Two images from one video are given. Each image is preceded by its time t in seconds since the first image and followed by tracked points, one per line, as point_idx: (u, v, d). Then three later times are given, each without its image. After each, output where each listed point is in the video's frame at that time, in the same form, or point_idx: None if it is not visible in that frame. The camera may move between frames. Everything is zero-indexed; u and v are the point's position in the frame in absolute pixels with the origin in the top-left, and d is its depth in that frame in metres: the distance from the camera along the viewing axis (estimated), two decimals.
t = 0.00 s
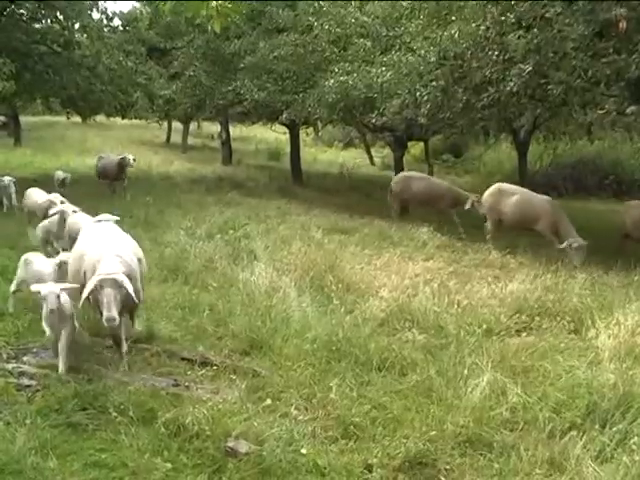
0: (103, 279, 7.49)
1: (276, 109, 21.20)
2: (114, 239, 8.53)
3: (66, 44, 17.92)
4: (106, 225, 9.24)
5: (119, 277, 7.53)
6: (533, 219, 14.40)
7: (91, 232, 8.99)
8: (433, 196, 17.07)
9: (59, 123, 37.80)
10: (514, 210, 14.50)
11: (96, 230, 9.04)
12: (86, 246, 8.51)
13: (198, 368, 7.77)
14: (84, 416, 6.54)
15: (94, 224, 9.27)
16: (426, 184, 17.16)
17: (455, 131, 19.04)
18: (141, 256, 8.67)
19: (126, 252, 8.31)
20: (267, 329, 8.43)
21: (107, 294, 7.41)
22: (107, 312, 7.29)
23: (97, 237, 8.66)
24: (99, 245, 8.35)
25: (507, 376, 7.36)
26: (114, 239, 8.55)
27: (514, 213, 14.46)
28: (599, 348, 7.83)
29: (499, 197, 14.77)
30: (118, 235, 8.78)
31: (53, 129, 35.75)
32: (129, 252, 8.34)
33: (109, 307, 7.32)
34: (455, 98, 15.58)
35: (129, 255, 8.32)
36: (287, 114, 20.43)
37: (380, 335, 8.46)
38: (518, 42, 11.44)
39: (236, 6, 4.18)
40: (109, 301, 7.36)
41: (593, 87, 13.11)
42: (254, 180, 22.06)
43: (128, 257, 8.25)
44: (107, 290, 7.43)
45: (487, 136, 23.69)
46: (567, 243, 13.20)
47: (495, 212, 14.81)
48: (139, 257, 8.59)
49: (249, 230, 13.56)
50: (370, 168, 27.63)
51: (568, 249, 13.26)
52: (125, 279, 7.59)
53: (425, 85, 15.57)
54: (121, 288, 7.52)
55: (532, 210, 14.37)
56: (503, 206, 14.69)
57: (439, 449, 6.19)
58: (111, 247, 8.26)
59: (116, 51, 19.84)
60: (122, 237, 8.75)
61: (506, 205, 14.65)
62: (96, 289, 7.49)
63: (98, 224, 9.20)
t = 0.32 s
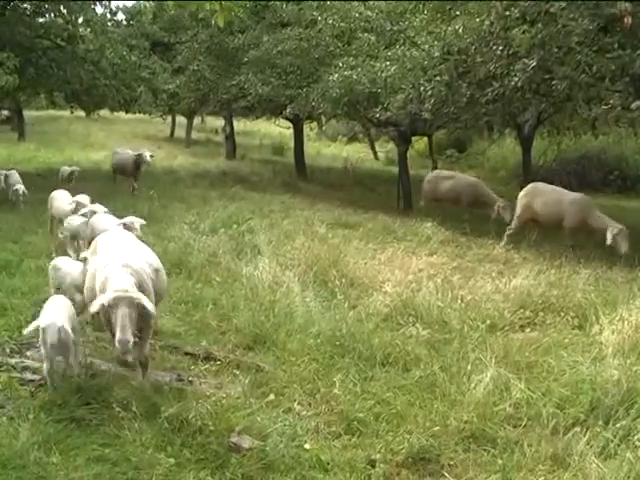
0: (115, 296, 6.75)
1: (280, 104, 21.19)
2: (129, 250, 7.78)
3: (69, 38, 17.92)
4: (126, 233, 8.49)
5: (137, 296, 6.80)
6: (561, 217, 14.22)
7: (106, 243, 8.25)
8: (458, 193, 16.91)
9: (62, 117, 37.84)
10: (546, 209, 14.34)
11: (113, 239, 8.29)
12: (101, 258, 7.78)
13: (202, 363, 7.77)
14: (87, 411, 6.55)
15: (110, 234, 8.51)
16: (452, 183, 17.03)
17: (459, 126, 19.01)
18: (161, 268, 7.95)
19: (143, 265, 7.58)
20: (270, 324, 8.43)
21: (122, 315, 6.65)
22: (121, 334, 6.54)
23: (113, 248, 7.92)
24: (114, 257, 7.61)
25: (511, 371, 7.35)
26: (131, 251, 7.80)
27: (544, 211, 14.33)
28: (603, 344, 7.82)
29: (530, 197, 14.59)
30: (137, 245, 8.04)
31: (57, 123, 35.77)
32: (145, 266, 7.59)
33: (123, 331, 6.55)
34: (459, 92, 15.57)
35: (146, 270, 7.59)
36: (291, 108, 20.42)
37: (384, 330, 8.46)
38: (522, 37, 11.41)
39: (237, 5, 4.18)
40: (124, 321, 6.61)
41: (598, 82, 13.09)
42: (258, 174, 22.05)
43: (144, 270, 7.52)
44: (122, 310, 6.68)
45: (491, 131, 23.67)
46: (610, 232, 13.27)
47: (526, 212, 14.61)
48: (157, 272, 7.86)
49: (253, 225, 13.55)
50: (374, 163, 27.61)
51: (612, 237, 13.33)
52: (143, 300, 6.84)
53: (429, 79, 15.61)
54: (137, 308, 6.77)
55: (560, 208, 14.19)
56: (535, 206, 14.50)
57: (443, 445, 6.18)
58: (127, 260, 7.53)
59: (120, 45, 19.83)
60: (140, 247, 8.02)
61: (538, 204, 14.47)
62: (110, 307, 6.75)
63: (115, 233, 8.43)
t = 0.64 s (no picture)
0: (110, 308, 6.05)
1: (281, 98, 21.17)
2: (127, 261, 6.95)
3: (70, 33, 17.91)
4: (129, 242, 7.64)
5: (134, 305, 6.10)
6: (599, 216, 13.61)
7: (105, 253, 7.41)
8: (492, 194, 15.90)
9: (63, 112, 37.83)
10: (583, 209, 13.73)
11: (113, 249, 7.45)
12: (95, 269, 6.95)
13: (202, 359, 7.76)
14: (88, 407, 6.55)
15: (111, 244, 7.65)
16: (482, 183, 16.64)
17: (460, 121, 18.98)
18: (164, 279, 7.13)
19: (143, 276, 6.76)
20: (271, 319, 8.42)
21: (118, 327, 5.99)
22: (119, 351, 5.92)
23: (109, 259, 7.08)
24: (109, 268, 6.78)
25: (512, 367, 7.34)
26: (130, 261, 6.98)
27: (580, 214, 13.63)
28: (604, 339, 7.80)
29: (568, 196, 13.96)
30: (139, 255, 7.20)
31: (58, 118, 35.77)
32: (144, 277, 6.76)
33: (120, 345, 5.93)
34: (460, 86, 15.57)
35: (147, 280, 6.77)
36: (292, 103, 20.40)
37: (385, 324, 8.45)
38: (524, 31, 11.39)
39: None
40: (121, 336, 5.96)
41: (599, 76, 13.06)
42: (259, 169, 22.04)
43: (143, 281, 6.69)
44: (118, 323, 6.01)
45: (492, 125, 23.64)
46: None
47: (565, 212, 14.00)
48: (159, 284, 7.05)
49: (254, 220, 13.54)
50: (375, 157, 27.59)
51: None
52: (141, 308, 6.15)
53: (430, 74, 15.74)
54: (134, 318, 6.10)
55: (598, 208, 13.57)
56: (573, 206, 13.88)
57: (444, 440, 6.18)
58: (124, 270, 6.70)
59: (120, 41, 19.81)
60: (142, 256, 7.19)
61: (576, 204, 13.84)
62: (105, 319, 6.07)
63: (116, 243, 7.58)
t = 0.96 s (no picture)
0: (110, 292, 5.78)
1: (280, 90, 21.13)
2: (129, 265, 6.70)
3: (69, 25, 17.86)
4: (133, 245, 7.36)
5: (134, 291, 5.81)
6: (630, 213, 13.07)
7: (103, 257, 7.11)
8: (516, 192, 15.69)
9: (62, 104, 37.78)
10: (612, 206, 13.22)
11: (112, 253, 7.14)
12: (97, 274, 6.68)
13: (202, 351, 7.75)
14: (88, 400, 6.54)
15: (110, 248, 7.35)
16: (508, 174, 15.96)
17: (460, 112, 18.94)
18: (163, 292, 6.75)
19: (147, 280, 6.49)
20: (271, 311, 8.40)
21: (116, 311, 5.66)
22: (116, 334, 5.54)
23: (110, 263, 6.79)
24: (112, 272, 6.52)
25: (512, 359, 7.32)
26: (132, 265, 6.70)
27: (612, 212, 13.18)
28: (605, 331, 7.79)
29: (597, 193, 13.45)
30: (140, 260, 6.92)
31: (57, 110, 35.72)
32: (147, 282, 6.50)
33: (118, 326, 5.57)
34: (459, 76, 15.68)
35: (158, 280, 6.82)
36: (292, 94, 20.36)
37: (385, 317, 8.43)
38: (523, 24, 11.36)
39: None
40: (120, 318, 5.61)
41: (599, 68, 13.03)
42: (259, 161, 22.01)
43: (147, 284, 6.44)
44: (116, 305, 5.69)
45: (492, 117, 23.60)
46: None
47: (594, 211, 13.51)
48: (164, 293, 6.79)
49: (254, 212, 13.51)
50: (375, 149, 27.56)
51: None
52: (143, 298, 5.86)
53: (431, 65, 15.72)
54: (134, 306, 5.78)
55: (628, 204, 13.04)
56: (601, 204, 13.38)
57: (444, 432, 6.17)
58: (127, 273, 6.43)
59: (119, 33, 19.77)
60: (143, 262, 6.91)
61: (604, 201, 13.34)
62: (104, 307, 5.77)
63: (116, 246, 7.28)
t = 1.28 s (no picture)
0: (109, 314, 5.08)
1: (286, 80, 21.08)
2: (130, 279, 6.09)
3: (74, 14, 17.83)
4: (135, 258, 6.76)
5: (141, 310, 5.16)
6: None
7: (104, 268, 6.52)
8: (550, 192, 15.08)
9: (66, 94, 37.71)
10: None
11: (113, 264, 6.55)
12: (95, 289, 6.07)
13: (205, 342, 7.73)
14: (91, 390, 6.54)
15: (115, 257, 6.72)
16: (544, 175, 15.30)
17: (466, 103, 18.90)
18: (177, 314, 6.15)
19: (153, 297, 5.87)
20: (275, 302, 8.38)
21: (118, 338, 5.00)
22: (118, 363, 4.93)
23: (110, 277, 6.19)
24: (112, 286, 5.88)
25: (517, 351, 7.30)
26: (134, 280, 6.10)
27: None
28: (610, 323, 7.78)
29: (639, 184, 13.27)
30: (142, 274, 6.33)
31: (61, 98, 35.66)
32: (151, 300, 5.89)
33: (120, 358, 4.94)
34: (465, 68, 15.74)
35: (179, 288, 7.11)
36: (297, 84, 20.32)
37: (389, 308, 8.41)
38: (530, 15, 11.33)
39: None
40: (122, 349, 4.97)
41: (606, 59, 13.01)
42: (264, 150, 21.98)
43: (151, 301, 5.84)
44: (117, 331, 5.02)
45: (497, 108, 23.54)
46: None
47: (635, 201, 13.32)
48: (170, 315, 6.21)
49: (258, 201, 13.48)
50: (380, 139, 27.52)
51: None
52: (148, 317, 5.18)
53: (437, 56, 15.71)
54: (138, 329, 5.11)
55: None
56: None
57: (448, 424, 6.16)
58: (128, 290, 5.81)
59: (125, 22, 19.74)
60: (147, 277, 6.31)
61: None
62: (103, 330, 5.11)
63: (118, 256, 6.68)
